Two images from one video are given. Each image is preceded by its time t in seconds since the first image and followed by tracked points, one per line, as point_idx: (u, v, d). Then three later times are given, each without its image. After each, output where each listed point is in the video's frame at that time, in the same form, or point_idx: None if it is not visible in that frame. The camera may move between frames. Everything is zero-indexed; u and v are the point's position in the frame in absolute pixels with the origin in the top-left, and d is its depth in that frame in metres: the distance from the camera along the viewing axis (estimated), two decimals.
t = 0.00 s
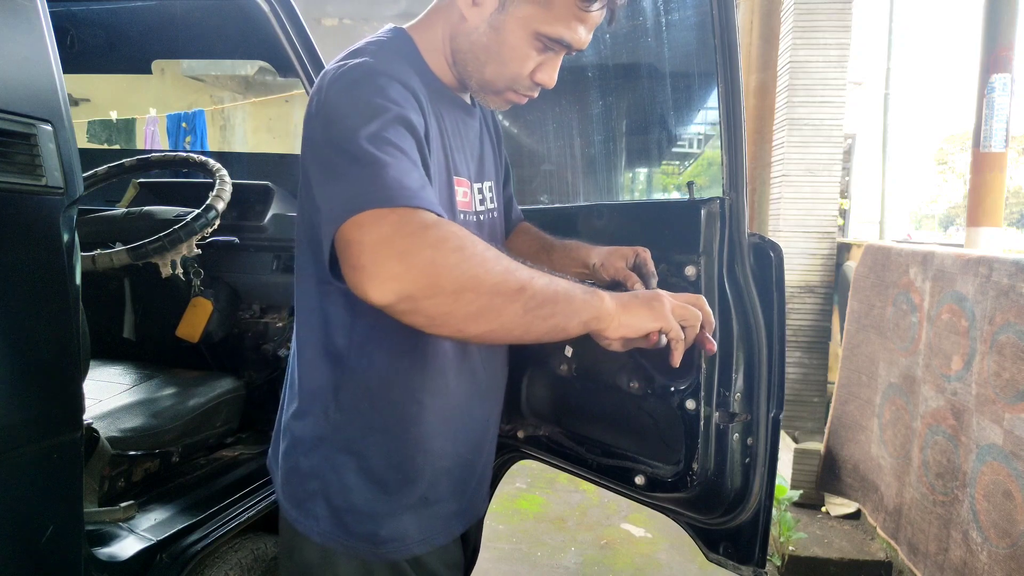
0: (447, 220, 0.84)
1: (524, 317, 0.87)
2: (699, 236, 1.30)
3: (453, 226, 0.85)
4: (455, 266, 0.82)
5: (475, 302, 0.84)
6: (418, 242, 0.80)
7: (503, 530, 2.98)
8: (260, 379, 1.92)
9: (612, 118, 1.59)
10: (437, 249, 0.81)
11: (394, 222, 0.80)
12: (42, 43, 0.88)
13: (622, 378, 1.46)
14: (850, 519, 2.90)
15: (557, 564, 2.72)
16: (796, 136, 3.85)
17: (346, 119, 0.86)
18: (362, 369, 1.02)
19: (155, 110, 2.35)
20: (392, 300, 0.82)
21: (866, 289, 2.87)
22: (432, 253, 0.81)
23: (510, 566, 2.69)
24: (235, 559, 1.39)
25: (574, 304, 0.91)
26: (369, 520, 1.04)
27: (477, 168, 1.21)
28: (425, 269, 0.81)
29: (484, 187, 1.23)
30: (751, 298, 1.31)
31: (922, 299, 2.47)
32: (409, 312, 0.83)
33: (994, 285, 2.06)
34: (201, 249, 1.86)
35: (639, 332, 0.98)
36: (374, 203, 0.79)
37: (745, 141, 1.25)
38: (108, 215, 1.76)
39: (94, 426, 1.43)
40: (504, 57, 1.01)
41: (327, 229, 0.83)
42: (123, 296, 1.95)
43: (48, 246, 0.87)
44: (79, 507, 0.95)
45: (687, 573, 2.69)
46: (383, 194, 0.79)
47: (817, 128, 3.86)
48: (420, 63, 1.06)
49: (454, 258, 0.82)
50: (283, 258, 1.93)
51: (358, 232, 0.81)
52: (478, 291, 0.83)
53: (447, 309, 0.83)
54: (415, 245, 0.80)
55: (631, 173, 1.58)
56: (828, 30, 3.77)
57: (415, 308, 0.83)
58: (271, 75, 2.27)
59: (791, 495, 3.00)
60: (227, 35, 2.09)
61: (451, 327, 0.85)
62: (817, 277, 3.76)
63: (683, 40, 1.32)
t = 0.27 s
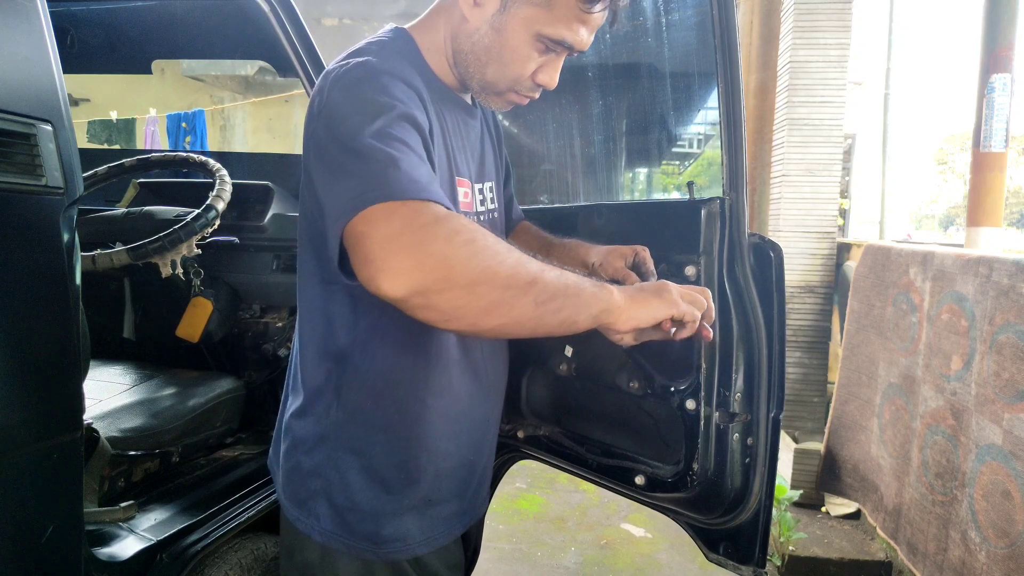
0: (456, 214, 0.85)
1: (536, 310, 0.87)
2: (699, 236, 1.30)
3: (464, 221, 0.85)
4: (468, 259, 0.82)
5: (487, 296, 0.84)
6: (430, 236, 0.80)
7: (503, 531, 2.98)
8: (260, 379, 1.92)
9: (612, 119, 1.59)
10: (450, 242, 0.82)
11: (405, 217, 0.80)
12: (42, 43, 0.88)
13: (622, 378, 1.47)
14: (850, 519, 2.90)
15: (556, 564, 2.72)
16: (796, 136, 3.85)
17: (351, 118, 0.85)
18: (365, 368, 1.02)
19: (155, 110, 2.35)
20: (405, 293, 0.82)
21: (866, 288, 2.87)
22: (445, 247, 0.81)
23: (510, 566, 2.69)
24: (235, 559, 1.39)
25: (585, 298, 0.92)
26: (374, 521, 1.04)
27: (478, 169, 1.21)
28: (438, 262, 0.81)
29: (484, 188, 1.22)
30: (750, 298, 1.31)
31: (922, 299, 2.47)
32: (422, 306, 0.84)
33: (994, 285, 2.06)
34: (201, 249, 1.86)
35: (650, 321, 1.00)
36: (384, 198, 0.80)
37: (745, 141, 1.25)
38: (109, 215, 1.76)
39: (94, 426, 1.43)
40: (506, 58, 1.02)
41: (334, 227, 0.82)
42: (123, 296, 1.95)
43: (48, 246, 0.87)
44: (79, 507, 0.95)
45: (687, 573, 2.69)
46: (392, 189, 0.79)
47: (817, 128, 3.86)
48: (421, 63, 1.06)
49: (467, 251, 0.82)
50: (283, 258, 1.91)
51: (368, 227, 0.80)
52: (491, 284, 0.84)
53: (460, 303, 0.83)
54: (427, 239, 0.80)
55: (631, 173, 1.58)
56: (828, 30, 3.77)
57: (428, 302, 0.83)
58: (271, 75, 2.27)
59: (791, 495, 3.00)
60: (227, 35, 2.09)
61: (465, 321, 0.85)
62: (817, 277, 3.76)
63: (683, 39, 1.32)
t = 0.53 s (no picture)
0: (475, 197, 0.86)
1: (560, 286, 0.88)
2: (699, 235, 1.30)
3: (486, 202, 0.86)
4: (494, 236, 0.83)
5: (513, 273, 0.85)
6: (454, 213, 0.81)
7: (503, 531, 2.98)
8: (260, 379, 1.92)
9: (612, 119, 1.59)
10: (476, 220, 0.82)
11: (429, 195, 0.80)
12: (42, 42, 0.88)
13: (622, 378, 1.47)
14: (850, 519, 2.90)
15: (556, 564, 2.72)
16: (796, 136, 3.85)
17: (357, 115, 0.85)
18: (366, 367, 1.01)
19: (155, 110, 2.35)
20: (432, 272, 0.82)
21: (866, 288, 2.87)
22: (470, 224, 0.82)
23: (510, 566, 2.69)
24: (235, 559, 1.39)
25: (608, 277, 0.93)
26: (380, 521, 1.04)
27: (478, 167, 1.21)
28: (467, 238, 0.81)
29: (484, 186, 1.22)
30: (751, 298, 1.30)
31: (922, 298, 2.47)
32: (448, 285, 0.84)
33: (994, 285, 2.06)
34: (201, 250, 1.86)
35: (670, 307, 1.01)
36: (404, 181, 0.80)
37: (745, 141, 1.25)
38: (109, 215, 1.76)
39: (94, 426, 1.43)
40: (507, 57, 1.02)
41: (348, 218, 0.82)
42: (122, 296, 1.95)
43: (48, 246, 0.87)
44: (79, 507, 0.95)
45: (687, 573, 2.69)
46: (409, 172, 0.80)
47: (817, 128, 3.86)
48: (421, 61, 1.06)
49: (491, 228, 0.83)
50: (282, 258, 1.91)
51: (389, 208, 0.80)
52: (518, 260, 0.85)
53: (486, 280, 0.84)
54: (451, 217, 0.81)
55: (631, 173, 1.58)
56: (828, 30, 3.78)
57: (455, 280, 0.83)
58: (271, 75, 2.27)
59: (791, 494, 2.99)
60: (227, 35, 2.09)
61: (493, 300, 0.85)
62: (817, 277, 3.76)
63: (684, 39, 1.32)
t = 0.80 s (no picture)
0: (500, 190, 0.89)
1: (585, 278, 0.93)
2: (699, 235, 1.31)
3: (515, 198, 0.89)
4: (524, 229, 0.87)
5: (541, 264, 0.88)
6: (488, 204, 0.84)
7: (503, 531, 2.98)
8: (260, 380, 1.92)
9: (613, 119, 1.59)
10: (509, 214, 0.86)
11: (465, 185, 0.83)
12: (42, 43, 0.88)
13: (622, 379, 1.47)
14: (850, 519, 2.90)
15: (557, 564, 2.72)
16: (796, 136, 3.86)
17: (374, 109, 0.85)
18: (372, 364, 1.01)
19: (155, 110, 2.37)
20: (465, 260, 0.84)
21: (866, 288, 2.87)
22: (503, 215, 0.85)
23: (510, 566, 2.69)
24: (236, 559, 1.39)
25: (630, 274, 0.99)
26: (392, 521, 1.05)
27: (480, 162, 1.21)
28: (499, 230, 0.85)
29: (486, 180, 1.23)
30: (750, 298, 1.29)
31: (922, 299, 2.47)
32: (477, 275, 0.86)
33: (994, 285, 2.06)
34: (200, 250, 1.86)
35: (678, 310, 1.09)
36: (427, 173, 0.81)
37: (745, 141, 1.25)
38: (109, 215, 1.76)
39: (95, 426, 1.43)
40: (510, 55, 1.02)
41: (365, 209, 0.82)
42: (123, 296, 1.96)
43: (48, 246, 0.88)
44: (80, 507, 0.96)
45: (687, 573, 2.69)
46: (436, 163, 0.81)
47: (816, 128, 3.86)
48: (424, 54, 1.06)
49: (523, 222, 0.87)
50: (282, 258, 1.91)
51: (416, 200, 0.81)
52: (548, 251, 0.89)
53: (515, 270, 0.87)
54: (486, 209, 0.84)
55: (632, 173, 1.59)
56: (829, 30, 3.78)
57: (485, 269, 0.86)
58: (271, 75, 2.26)
59: (791, 495, 2.99)
60: (227, 35, 2.09)
61: (521, 290, 0.89)
62: (817, 277, 3.76)
63: (683, 39, 1.32)
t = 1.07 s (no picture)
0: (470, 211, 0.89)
1: (547, 303, 0.91)
2: (699, 235, 1.30)
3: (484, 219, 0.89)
4: (485, 256, 0.86)
5: (502, 286, 0.88)
6: (448, 227, 0.85)
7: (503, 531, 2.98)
8: (260, 380, 1.91)
9: (613, 118, 1.59)
10: (467, 241, 0.85)
11: (423, 212, 0.84)
12: (42, 43, 0.88)
13: (621, 380, 1.47)
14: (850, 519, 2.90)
15: (557, 564, 2.72)
16: (796, 136, 3.86)
17: (354, 125, 0.86)
18: (374, 365, 1.01)
19: (155, 110, 2.38)
20: (419, 283, 0.86)
21: (866, 288, 2.87)
22: (464, 239, 0.85)
23: (510, 566, 2.69)
24: (236, 559, 1.38)
25: (604, 295, 0.97)
26: (401, 522, 1.05)
27: (481, 161, 1.21)
28: (455, 259, 0.85)
29: (487, 180, 1.22)
30: (750, 299, 1.30)
31: (922, 299, 2.47)
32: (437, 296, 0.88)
33: (994, 286, 2.06)
34: (200, 250, 1.86)
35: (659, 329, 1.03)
36: (399, 193, 0.82)
37: (745, 141, 1.25)
38: (109, 215, 1.76)
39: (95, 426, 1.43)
40: (502, 57, 1.02)
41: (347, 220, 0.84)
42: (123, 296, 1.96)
43: (48, 246, 0.87)
44: (80, 506, 0.96)
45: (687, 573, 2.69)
46: (406, 183, 0.83)
47: (816, 128, 3.86)
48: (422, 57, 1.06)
49: (485, 249, 0.86)
50: (282, 258, 1.91)
51: (379, 224, 0.84)
52: (507, 276, 0.88)
53: (475, 294, 0.87)
54: (442, 237, 0.84)
55: (631, 173, 1.59)
56: (828, 30, 3.78)
57: (441, 293, 0.87)
58: (271, 75, 2.27)
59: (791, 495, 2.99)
60: (227, 35, 2.09)
61: (480, 313, 0.89)
62: (817, 277, 3.76)
63: (684, 40, 1.32)
